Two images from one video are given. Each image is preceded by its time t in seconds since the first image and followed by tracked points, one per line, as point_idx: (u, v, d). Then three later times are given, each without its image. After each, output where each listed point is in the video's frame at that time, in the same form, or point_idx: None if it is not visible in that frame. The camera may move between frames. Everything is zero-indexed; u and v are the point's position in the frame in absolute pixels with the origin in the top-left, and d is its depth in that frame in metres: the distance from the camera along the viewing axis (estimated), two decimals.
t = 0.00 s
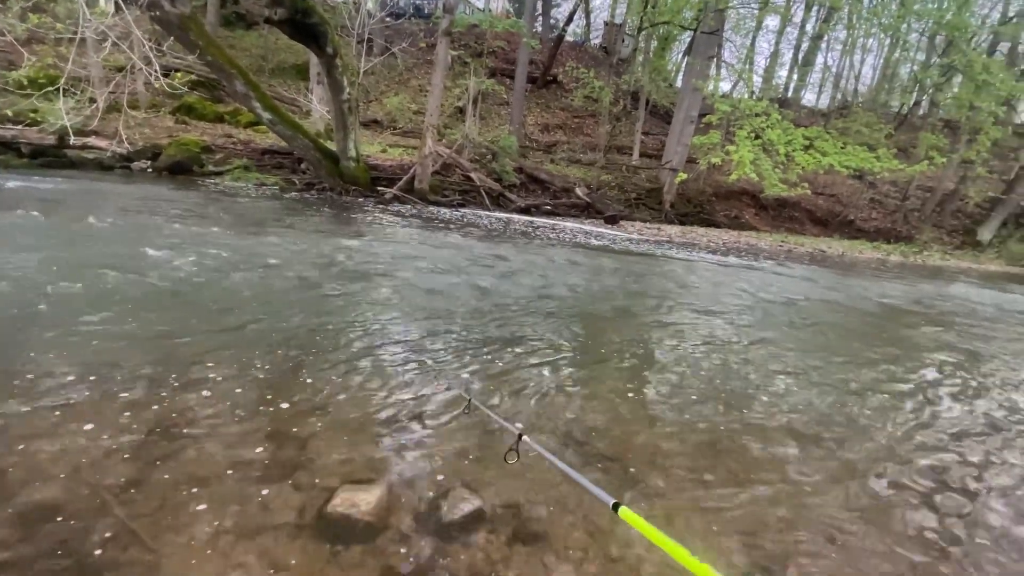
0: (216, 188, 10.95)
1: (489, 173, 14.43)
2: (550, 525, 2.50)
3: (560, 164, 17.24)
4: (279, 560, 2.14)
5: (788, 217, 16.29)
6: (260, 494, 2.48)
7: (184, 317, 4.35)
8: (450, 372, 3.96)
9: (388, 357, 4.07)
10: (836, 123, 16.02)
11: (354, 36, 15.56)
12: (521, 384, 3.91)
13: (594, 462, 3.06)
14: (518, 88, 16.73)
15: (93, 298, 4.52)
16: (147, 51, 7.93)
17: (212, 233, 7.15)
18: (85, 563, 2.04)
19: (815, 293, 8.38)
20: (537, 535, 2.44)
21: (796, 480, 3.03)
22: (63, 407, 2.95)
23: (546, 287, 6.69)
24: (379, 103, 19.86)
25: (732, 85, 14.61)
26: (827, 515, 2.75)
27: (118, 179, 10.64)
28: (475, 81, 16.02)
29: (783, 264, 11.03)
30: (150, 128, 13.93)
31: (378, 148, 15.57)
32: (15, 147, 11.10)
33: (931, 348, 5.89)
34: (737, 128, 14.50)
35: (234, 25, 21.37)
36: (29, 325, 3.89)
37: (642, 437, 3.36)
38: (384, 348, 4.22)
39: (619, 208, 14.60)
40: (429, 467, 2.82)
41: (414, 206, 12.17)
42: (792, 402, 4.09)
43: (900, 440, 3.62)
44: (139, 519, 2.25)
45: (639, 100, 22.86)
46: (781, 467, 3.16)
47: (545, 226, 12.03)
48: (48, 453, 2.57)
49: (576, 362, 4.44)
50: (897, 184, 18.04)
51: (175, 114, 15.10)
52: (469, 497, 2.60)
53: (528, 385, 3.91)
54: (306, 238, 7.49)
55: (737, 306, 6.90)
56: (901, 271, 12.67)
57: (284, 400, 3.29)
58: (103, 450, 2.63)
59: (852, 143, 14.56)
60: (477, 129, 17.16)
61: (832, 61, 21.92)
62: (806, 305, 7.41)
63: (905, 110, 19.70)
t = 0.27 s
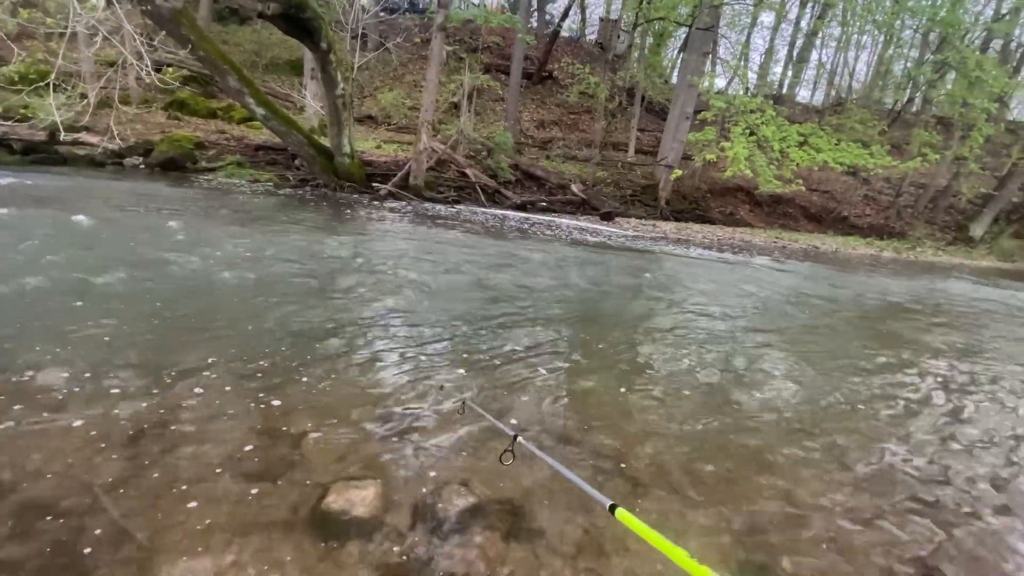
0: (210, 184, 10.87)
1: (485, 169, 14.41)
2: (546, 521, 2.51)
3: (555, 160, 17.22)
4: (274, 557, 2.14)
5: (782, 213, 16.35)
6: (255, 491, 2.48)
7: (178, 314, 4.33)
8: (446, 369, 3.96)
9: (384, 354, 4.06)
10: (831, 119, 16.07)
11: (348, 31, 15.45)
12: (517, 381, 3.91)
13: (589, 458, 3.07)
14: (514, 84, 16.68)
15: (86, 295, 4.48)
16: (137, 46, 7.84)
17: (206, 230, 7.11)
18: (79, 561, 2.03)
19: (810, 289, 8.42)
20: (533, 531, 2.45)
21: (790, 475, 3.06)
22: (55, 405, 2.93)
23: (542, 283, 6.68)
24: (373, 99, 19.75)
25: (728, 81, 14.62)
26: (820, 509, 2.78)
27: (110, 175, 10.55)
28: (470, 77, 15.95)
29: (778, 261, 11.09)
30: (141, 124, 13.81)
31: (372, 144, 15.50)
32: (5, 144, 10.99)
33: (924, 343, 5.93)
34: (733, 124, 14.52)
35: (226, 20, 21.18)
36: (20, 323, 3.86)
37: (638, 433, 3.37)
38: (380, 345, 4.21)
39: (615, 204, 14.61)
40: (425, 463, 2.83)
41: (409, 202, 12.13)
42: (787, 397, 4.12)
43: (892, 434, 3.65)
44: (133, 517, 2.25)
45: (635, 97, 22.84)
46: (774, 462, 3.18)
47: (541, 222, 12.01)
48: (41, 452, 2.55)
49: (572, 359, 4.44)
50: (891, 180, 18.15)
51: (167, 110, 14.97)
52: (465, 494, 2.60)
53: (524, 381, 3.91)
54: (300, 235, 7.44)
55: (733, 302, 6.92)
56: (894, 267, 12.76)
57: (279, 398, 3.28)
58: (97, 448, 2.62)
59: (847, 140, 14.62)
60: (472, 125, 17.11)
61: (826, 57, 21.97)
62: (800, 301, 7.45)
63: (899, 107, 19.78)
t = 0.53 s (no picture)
0: (203, 181, 10.80)
1: (481, 166, 14.38)
2: (543, 517, 2.51)
3: (551, 157, 17.21)
4: (270, 555, 2.14)
5: (778, 210, 16.41)
6: (251, 490, 2.47)
7: (172, 311, 4.30)
8: (444, 366, 3.94)
9: (380, 352, 4.05)
10: (826, 116, 16.12)
11: (343, 27, 15.36)
12: (515, 378, 3.91)
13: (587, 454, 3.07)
14: (510, 80, 16.65)
15: (79, 293, 4.44)
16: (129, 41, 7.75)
17: (201, 227, 7.06)
18: (73, 560, 2.02)
19: (805, 285, 8.46)
20: (531, 527, 2.45)
21: (785, 470, 3.08)
22: (48, 404, 2.91)
23: (539, 280, 6.67)
24: (369, 96, 19.65)
25: (723, 78, 14.63)
26: (815, 505, 2.80)
27: (103, 172, 10.46)
28: (466, 73, 15.89)
29: (773, 257, 11.13)
30: (134, 120, 13.70)
31: (368, 140, 15.45)
32: None
33: (917, 339, 5.97)
34: (728, 121, 14.54)
35: (220, 15, 21.02)
36: (12, 321, 3.82)
37: (635, 429, 3.38)
38: (377, 343, 4.19)
39: (611, 201, 14.62)
40: (422, 460, 2.82)
41: (405, 199, 12.08)
42: (783, 393, 4.14)
43: (887, 431, 3.67)
44: (128, 516, 2.23)
45: (630, 94, 22.85)
46: (770, 457, 3.20)
47: (537, 219, 12.00)
48: (34, 451, 2.53)
49: (569, 356, 4.44)
50: (885, 177, 18.25)
51: (160, 106, 14.85)
52: (462, 491, 2.60)
53: (522, 379, 3.91)
54: (295, 233, 7.39)
55: (729, 299, 6.94)
56: (888, 263, 12.84)
57: (275, 396, 3.26)
58: (90, 447, 2.60)
59: (842, 137, 14.67)
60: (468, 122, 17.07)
61: (821, 54, 22.03)
62: (796, 298, 7.48)
63: (893, 104, 19.86)
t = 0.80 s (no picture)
0: (197, 180, 10.72)
1: (476, 165, 14.36)
2: (538, 516, 2.52)
3: (547, 155, 17.21)
4: (265, 555, 2.13)
5: (772, 208, 16.48)
6: (245, 490, 2.45)
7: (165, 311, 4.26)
8: (439, 365, 3.94)
9: (376, 351, 4.03)
10: (820, 115, 16.18)
11: (337, 25, 15.27)
12: (511, 377, 3.91)
13: (583, 453, 3.07)
14: (505, 79, 16.62)
15: (70, 293, 4.40)
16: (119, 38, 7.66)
17: (195, 226, 7.01)
18: (65, 562, 2.00)
19: (799, 283, 8.50)
20: (525, 526, 2.45)
21: (780, 468, 3.09)
22: (39, 404, 2.88)
23: (535, 279, 6.67)
24: (363, 94, 19.57)
25: (718, 77, 14.66)
26: (808, 503, 2.81)
27: (95, 171, 10.37)
28: (461, 72, 15.85)
29: (768, 256, 11.18)
30: (126, 118, 13.58)
31: (362, 139, 15.40)
32: None
33: (910, 337, 6.02)
34: (723, 120, 14.57)
35: (213, 13, 20.88)
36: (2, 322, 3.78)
37: (630, 427, 3.39)
38: (373, 343, 4.17)
39: (606, 200, 14.63)
40: (418, 460, 2.82)
41: (400, 198, 12.05)
42: (778, 391, 4.16)
43: (881, 429, 3.69)
44: (121, 517, 2.22)
45: (626, 92, 22.87)
46: (765, 456, 3.21)
47: (533, 218, 12.00)
48: (24, 452, 2.51)
49: (565, 354, 4.45)
50: (878, 176, 18.35)
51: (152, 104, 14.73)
52: (458, 490, 2.60)
53: (518, 378, 3.91)
54: (289, 232, 7.34)
55: (724, 297, 6.97)
56: (881, 261, 12.93)
57: (269, 396, 3.24)
58: (83, 448, 2.58)
59: (835, 136, 14.74)
60: (463, 120, 17.04)
61: (815, 53, 22.11)
62: (790, 296, 7.52)
63: (887, 103, 19.97)
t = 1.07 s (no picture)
0: (188, 181, 10.64)
1: (469, 166, 14.37)
2: (531, 517, 2.53)
3: (540, 156, 17.24)
4: (257, 557, 2.12)
5: (764, 209, 16.60)
6: (236, 492, 2.44)
7: (155, 313, 4.23)
8: (433, 366, 3.93)
9: (369, 353, 4.02)
10: (810, 116, 16.33)
11: (329, 25, 15.23)
12: (504, 377, 3.91)
13: (575, 453, 3.08)
14: (498, 80, 16.64)
15: (58, 295, 4.36)
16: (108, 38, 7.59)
17: (186, 227, 6.96)
18: (52, 566, 1.99)
19: (791, 283, 8.56)
20: (519, 526, 2.46)
21: (770, 467, 3.13)
22: (27, 408, 2.85)
23: (528, 279, 6.68)
24: (356, 94, 19.51)
25: (710, 78, 14.76)
26: (799, 502, 2.83)
27: (84, 171, 10.27)
28: (454, 73, 15.85)
29: (760, 256, 11.26)
30: (116, 119, 13.46)
31: (355, 140, 15.35)
32: None
33: (899, 336, 6.08)
34: (715, 121, 14.67)
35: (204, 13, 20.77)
36: None
37: (623, 427, 3.41)
38: (365, 344, 4.16)
39: (599, 201, 14.68)
40: (410, 461, 2.82)
41: (394, 199, 12.02)
42: (770, 391, 4.19)
43: (870, 427, 3.73)
44: (110, 520, 2.20)
45: (619, 94, 22.96)
46: (755, 454, 3.24)
47: (527, 219, 12.01)
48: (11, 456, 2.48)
49: (558, 355, 4.46)
50: (868, 177, 18.54)
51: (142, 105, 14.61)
52: (451, 491, 2.61)
53: (511, 378, 3.92)
54: (281, 233, 7.31)
55: (717, 297, 7.02)
56: (872, 261, 13.07)
57: (261, 398, 3.23)
58: (71, 451, 2.56)
59: (826, 137, 14.88)
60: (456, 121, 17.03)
61: (806, 55, 22.31)
62: (782, 296, 7.58)
63: (876, 104, 20.18)
